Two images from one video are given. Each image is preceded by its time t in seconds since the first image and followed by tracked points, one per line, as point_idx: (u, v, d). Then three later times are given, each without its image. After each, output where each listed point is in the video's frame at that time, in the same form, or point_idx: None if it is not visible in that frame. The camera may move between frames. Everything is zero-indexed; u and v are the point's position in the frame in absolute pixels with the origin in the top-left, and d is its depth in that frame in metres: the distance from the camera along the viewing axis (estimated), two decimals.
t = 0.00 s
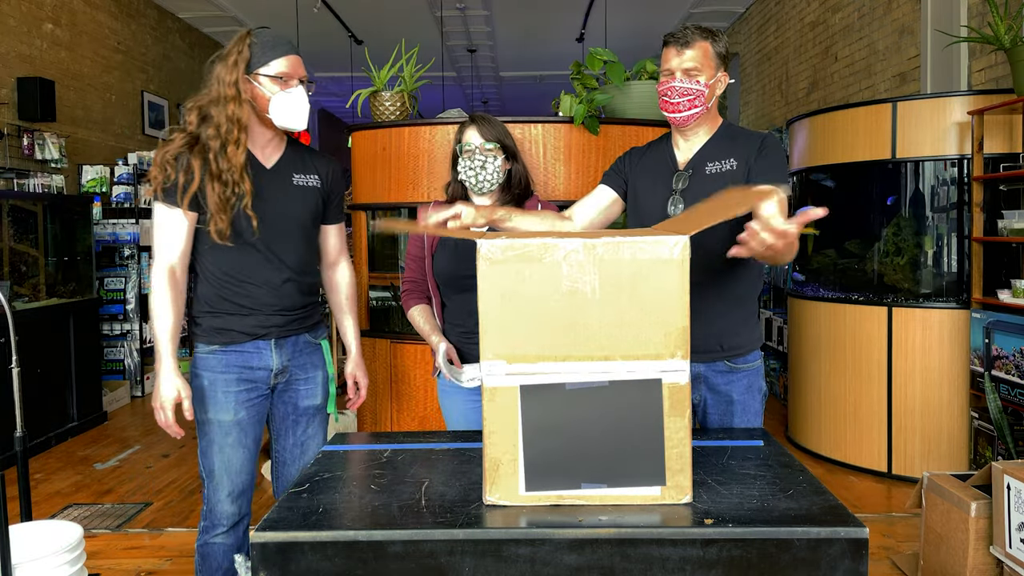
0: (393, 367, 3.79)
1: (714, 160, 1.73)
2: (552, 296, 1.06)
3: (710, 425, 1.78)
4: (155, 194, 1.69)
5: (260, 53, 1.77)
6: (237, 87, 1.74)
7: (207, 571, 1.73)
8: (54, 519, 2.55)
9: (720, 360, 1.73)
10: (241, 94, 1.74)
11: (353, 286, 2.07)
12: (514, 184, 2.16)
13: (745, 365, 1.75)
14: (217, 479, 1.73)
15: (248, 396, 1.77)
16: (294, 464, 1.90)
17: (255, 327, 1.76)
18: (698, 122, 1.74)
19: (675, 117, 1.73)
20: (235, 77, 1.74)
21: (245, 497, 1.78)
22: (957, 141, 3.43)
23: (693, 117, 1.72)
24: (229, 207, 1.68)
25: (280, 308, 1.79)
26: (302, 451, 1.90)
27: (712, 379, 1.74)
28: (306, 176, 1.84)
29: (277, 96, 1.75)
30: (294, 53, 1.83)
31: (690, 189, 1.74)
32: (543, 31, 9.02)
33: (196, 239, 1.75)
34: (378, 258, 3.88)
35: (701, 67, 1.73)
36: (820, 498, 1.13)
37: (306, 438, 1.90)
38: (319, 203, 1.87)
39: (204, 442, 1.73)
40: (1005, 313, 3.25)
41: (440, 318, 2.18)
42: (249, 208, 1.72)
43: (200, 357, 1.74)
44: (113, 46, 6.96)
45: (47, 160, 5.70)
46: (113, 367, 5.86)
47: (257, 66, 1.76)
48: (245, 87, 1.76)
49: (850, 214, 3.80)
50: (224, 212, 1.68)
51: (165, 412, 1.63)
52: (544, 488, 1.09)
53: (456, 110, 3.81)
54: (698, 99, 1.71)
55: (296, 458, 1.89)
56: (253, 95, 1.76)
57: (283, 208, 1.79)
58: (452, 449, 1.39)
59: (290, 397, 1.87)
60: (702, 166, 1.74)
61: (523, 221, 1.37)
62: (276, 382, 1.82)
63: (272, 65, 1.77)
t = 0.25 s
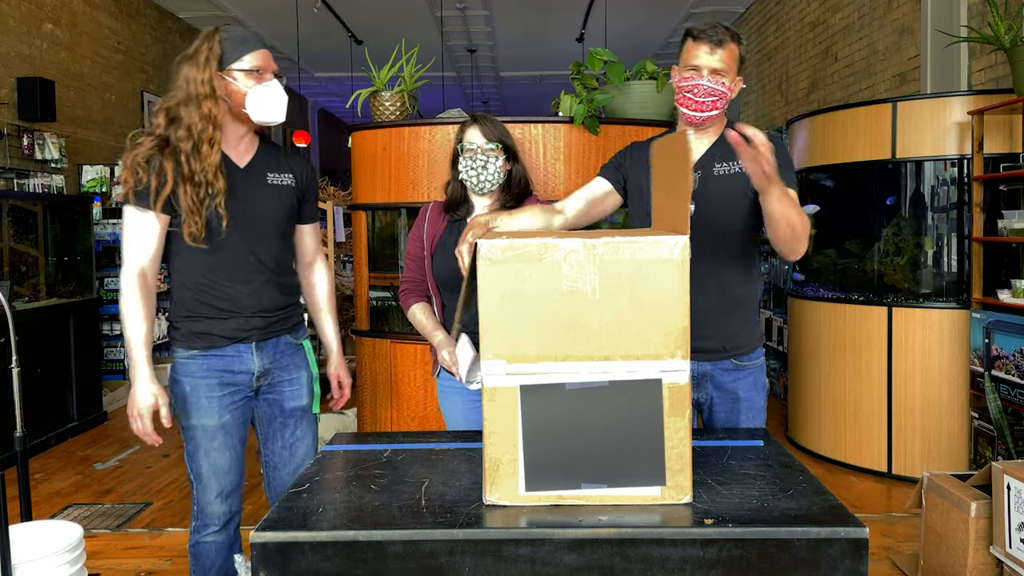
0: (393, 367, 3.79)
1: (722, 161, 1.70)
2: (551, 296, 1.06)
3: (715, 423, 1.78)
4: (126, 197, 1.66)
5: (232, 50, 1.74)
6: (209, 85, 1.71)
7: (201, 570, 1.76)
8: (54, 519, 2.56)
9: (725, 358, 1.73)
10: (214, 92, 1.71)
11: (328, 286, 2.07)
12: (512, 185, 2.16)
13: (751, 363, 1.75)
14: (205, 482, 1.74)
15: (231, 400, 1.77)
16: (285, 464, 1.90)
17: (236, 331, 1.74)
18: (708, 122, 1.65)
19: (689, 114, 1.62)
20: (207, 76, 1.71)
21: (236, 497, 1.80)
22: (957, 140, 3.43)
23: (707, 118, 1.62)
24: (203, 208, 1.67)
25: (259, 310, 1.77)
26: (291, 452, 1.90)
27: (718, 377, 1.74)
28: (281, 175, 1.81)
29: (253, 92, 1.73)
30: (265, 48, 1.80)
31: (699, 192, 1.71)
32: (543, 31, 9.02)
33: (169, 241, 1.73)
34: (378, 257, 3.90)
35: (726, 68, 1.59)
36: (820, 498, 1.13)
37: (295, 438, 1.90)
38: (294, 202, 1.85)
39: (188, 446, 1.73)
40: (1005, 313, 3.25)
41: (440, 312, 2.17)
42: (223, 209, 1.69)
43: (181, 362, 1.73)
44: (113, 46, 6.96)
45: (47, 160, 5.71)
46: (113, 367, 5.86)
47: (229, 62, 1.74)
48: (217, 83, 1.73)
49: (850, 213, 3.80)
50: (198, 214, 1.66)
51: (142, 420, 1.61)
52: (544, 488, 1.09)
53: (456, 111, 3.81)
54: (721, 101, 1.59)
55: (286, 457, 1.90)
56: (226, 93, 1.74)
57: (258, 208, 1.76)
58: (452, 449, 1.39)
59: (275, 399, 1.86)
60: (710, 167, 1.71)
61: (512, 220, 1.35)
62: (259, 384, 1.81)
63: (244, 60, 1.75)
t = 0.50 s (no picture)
0: (393, 367, 3.79)
1: (728, 156, 1.70)
2: (551, 296, 1.06)
3: (723, 424, 1.78)
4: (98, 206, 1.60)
5: (197, 50, 1.70)
6: (174, 86, 1.67)
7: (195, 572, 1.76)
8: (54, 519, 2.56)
9: (736, 357, 1.73)
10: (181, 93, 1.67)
11: (303, 284, 2.05)
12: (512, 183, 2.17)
13: (760, 361, 1.75)
14: (195, 484, 1.74)
15: (218, 401, 1.77)
16: (281, 462, 1.91)
17: (219, 332, 1.74)
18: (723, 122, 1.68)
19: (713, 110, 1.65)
20: (171, 77, 1.67)
21: (226, 498, 1.81)
22: (957, 140, 3.43)
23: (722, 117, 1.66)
24: (179, 211, 1.64)
25: (240, 310, 1.77)
26: (284, 449, 1.90)
27: (727, 376, 1.74)
28: (252, 176, 1.80)
29: (221, 91, 1.69)
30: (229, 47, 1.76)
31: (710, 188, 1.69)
32: (543, 31, 9.02)
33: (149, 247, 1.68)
34: (378, 258, 3.92)
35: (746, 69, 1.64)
36: (820, 497, 1.13)
37: (287, 433, 1.91)
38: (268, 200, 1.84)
39: (177, 450, 1.72)
40: (1005, 313, 3.25)
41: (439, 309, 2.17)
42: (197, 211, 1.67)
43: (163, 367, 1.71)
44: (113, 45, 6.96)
45: (47, 160, 5.71)
46: (113, 367, 5.86)
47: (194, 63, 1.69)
48: (182, 84, 1.69)
49: (849, 213, 3.80)
50: (174, 217, 1.64)
51: (174, 417, 1.56)
52: (544, 488, 1.09)
53: (456, 111, 3.81)
54: (737, 103, 1.64)
55: (280, 453, 1.90)
56: (193, 93, 1.70)
57: (233, 208, 1.75)
58: (451, 449, 1.39)
59: (262, 397, 1.86)
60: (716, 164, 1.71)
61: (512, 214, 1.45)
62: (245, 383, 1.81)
63: (209, 60, 1.71)
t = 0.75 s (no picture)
0: (393, 367, 3.79)
1: (735, 155, 1.72)
2: (551, 296, 1.06)
3: (728, 422, 1.79)
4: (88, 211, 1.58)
5: (172, 49, 1.71)
6: (149, 85, 1.67)
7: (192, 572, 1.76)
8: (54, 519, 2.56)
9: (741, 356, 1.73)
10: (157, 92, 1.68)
11: (289, 278, 2.05)
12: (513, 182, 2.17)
13: (767, 361, 1.75)
14: (190, 483, 1.74)
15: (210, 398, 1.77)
16: (284, 454, 1.88)
17: (208, 330, 1.75)
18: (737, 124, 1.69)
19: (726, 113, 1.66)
20: (146, 76, 1.67)
21: (221, 496, 1.80)
22: (957, 141, 3.43)
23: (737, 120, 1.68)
24: (167, 210, 1.64)
25: (228, 307, 1.77)
26: (287, 433, 1.88)
27: (733, 375, 1.74)
28: (233, 173, 1.81)
29: (198, 89, 1.70)
30: (205, 47, 1.78)
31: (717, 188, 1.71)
32: (543, 31, 9.02)
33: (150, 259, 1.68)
34: (379, 258, 3.93)
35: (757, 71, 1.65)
36: (820, 498, 1.13)
37: (287, 421, 1.88)
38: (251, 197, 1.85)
39: (170, 449, 1.72)
40: (1005, 313, 3.25)
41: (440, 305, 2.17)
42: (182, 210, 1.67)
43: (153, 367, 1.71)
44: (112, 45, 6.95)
45: (47, 160, 5.71)
46: (113, 367, 5.86)
47: (170, 63, 1.70)
48: (159, 83, 1.70)
49: (849, 213, 3.79)
50: (162, 217, 1.63)
51: (191, 426, 1.57)
52: (544, 488, 1.09)
53: (456, 111, 3.81)
54: (750, 104, 1.65)
55: (284, 441, 1.88)
56: (169, 92, 1.70)
57: (218, 206, 1.77)
58: (451, 449, 1.39)
59: (255, 393, 1.87)
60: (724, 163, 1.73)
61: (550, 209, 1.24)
62: (239, 379, 1.82)
63: (185, 59, 1.72)
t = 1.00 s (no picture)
0: (393, 366, 3.79)
1: (749, 157, 1.72)
2: (551, 296, 1.06)
3: (735, 421, 1.80)
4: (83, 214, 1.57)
5: (162, 50, 1.71)
6: (139, 86, 1.67)
7: (192, 570, 1.76)
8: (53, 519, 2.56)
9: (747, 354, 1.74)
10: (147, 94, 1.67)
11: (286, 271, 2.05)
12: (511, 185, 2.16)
13: (772, 360, 1.75)
14: (188, 480, 1.74)
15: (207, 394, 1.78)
16: (283, 443, 1.87)
17: (204, 327, 1.76)
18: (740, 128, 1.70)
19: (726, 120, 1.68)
20: (136, 76, 1.66)
21: (219, 493, 1.81)
22: (957, 141, 3.44)
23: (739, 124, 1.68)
24: (161, 211, 1.63)
25: (223, 305, 1.78)
26: (286, 422, 1.87)
27: (740, 374, 1.75)
28: (226, 172, 1.81)
29: (189, 92, 1.70)
30: (195, 48, 1.77)
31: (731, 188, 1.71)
32: (543, 31, 9.02)
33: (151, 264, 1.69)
34: (379, 258, 3.94)
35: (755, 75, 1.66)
36: (820, 497, 1.13)
37: (286, 409, 1.88)
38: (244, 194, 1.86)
39: (168, 447, 1.72)
40: (1005, 313, 3.25)
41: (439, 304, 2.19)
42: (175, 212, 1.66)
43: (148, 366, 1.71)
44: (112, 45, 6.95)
45: (47, 160, 5.71)
46: (113, 367, 5.86)
47: (160, 64, 1.70)
48: (148, 85, 1.69)
49: (848, 214, 3.79)
50: (157, 218, 1.62)
51: (199, 421, 1.56)
52: (544, 488, 1.09)
53: (456, 111, 3.81)
54: (750, 108, 1.65)
55: (286, 430, 1.87)
56: (159, 94, 1.71)
57: (212, 205, 1.77)
58: (451, 449, 1.39)
59: (251, 388, 1.87)
60: (738, 164, 1.73)
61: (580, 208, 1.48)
62: (235, 375, 1.83)
63: (176, 61, 1.71)
